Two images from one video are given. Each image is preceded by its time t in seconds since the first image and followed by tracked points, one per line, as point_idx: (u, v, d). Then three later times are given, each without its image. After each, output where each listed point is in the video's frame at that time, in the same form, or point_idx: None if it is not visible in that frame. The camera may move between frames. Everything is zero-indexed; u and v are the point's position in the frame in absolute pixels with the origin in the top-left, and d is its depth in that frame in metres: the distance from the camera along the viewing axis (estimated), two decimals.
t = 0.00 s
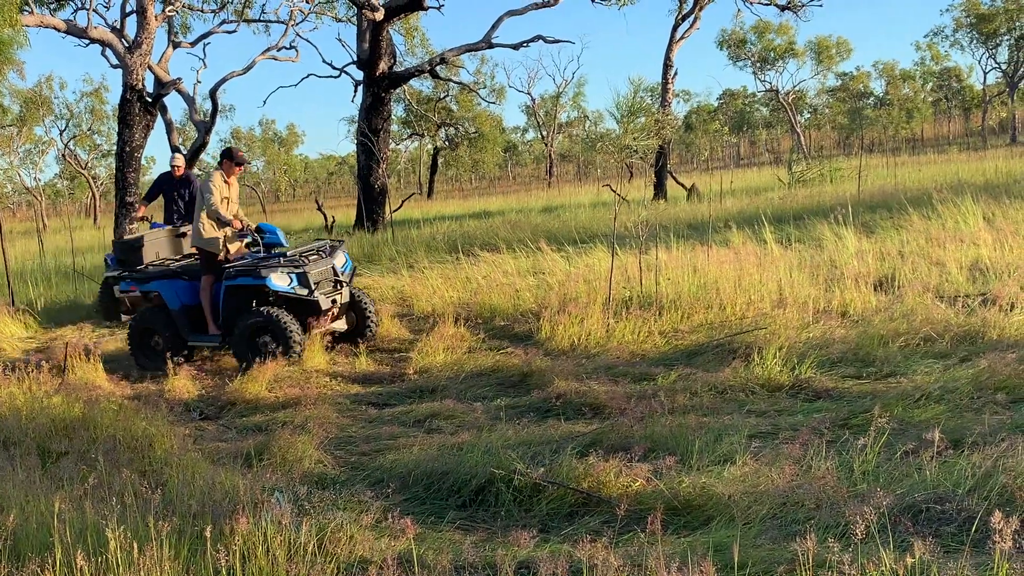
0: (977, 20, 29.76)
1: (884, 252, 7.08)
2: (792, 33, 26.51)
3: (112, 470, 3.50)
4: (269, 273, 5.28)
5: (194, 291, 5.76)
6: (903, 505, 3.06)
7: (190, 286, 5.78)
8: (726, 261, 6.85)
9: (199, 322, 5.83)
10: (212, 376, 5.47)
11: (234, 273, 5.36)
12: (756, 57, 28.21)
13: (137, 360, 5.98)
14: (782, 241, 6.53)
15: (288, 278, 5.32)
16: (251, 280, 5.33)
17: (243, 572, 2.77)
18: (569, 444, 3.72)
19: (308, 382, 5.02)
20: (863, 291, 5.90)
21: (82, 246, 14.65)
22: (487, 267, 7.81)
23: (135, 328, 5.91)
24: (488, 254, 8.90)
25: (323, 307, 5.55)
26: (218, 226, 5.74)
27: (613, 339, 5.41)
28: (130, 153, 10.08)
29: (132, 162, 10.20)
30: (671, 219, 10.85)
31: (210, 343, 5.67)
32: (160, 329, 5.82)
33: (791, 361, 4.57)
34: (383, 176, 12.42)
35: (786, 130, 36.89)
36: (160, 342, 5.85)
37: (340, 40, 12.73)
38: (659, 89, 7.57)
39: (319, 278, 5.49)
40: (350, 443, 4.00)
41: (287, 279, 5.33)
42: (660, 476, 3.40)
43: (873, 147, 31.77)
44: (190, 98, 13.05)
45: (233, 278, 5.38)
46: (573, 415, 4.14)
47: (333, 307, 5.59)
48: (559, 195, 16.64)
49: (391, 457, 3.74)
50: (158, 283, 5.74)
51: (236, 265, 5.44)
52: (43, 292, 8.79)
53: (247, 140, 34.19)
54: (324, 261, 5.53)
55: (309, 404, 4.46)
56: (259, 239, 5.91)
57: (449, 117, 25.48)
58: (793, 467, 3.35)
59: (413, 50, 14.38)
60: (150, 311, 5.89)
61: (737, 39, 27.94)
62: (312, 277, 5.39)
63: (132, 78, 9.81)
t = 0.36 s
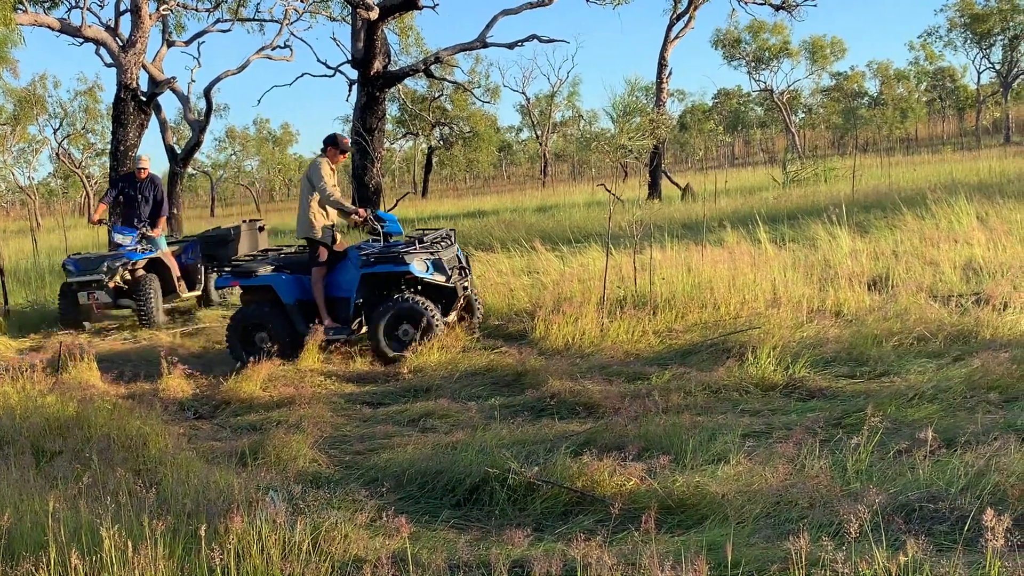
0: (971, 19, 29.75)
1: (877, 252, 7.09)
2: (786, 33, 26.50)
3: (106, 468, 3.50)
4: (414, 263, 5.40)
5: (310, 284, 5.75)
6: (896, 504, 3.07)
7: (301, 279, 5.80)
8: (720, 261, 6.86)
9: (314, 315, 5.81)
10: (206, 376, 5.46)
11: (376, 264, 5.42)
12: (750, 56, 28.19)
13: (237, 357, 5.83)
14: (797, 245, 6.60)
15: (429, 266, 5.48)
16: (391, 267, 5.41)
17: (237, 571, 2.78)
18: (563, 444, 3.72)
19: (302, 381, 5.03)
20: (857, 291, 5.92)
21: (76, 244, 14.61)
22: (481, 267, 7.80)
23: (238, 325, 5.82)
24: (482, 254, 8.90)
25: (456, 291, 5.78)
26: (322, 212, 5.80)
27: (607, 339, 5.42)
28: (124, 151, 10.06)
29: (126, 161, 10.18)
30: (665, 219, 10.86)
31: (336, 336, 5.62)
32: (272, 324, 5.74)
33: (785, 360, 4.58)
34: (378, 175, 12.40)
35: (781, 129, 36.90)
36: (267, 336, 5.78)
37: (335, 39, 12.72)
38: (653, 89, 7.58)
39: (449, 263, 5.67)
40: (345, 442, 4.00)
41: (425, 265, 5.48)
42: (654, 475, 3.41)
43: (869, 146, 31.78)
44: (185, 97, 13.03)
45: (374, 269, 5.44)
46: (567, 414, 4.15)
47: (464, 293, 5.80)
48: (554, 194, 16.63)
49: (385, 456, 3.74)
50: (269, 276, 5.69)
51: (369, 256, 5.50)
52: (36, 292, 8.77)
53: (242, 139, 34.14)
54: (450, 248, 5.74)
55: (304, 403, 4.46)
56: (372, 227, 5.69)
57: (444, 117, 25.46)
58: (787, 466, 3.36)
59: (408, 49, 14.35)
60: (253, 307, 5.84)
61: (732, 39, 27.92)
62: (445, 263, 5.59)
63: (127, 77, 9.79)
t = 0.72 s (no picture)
0: (961, 23, 29.85)
1: (865, 254, 7.14)
2: (777, 34, 26.54)
3: (93, 463, 3.49)
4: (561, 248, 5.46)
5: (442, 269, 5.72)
6: (881, 504, 3.09)
7: (432, 265, 5.76)
8: (709, 261, 6.89)
9: (446, 301, 5.76)
10: (194, 371, 5.45)
11: (526, 248, 5.43)
12: (741, 57, 28.23)
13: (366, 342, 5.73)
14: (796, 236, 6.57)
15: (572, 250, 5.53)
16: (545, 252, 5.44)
17: (224, 566, 2.78)
18: (551, 442, 3.73)
19: (291, 377, 5.02)
20: (845, 292, 5.96)
21: (63, 239, 14.51)
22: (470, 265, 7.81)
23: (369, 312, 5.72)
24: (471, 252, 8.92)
25: (592, 278, 5.89)
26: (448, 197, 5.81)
27: (595, 338, 5.43)
28: (113, 145, 10.02)
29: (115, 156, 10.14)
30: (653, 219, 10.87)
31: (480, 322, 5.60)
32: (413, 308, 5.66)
33: (772, 361, 4.60)
34: (368, 172, 12.39)
35: (773, 131, 36.97)
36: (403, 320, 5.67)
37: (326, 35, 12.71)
38: (642, 89, 7.61)
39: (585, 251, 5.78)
40: (332, 438, 4.00)
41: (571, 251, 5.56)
42: (641, 473, 3.42)
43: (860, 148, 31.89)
44: (174, 92, 12.97)
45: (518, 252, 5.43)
46: (555, 412, 4.16)
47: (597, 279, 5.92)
48: (545, 193, 16.64)
49: (373, 452, 3.75)
50: (404, 261, 5.64)
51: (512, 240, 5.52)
52: (22, 287, 8.70)
53: (233, 135, 34.00)
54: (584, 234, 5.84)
55: (292, 399, 4.45)
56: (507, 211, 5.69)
57: (435, 114, 25.44)
58: (772, 466, 3.38)
59: (400, 46, 14.34)
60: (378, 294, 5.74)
61: (723, 40, 27.95)
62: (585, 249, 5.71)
63: (116, 71, 9.74)
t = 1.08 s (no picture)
0: (952, 28, 29.94)
1: (855, 257, 7.18)
2: (768, 37, 26.60)
3: (82, 458, 3.49)
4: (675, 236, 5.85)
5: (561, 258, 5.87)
6: (870, 505, 3.10)
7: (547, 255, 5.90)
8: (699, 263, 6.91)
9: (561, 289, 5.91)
10: (184, 368, 5.44)
11: (649, 234, 5.74)
12: (731, 59, 28.28)
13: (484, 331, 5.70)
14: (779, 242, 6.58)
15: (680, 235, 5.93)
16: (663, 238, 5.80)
17: (214, 563, 2.78)
18: (540, 441, 3.73)
19: (281, 374, 5.02)
20: (834, 294, 5.99)
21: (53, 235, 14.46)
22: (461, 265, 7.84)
23: (494, 302, 5.69)
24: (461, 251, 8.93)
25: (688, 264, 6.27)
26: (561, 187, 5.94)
27: (585, 337, 5.44)
28: (104, 142, 10.00)
29: (105, 152, 10.12)
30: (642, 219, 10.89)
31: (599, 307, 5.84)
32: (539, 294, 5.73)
33: (762, 362, 4.61)
34: (359, 171, 12.40)
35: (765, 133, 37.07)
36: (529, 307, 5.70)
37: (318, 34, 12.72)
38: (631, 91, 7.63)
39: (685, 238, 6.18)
40: (322, 436, 4.00)
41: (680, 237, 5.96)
42: (630, 472, 3.43)
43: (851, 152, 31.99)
44: (165, 88, 12.94)
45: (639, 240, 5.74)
46: (544, 412, 4.16)
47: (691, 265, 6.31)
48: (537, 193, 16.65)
49: (362, 450, 3.75)
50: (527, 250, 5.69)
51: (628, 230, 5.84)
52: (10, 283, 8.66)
53: (223, 132, 33.91)
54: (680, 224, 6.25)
55: (281, 396, 4.45)
56: (613, 200, 6.03)
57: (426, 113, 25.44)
58: (761, 467, 3.38)
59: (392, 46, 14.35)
60: (496, 283, 5.74)
61: (715, 42, 27.98)
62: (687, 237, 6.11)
63: (107, 67, 9.73)
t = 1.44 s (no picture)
0: (935, 31, 30.10)
1: (838, 259, 7.27)
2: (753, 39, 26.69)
3: (65, 459, 3.48)
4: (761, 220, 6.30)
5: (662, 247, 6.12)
6: (851, 506, 3.12)
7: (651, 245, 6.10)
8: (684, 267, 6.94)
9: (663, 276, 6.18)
10: (168, 369, 5.43)
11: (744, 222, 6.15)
12: (716, 61, 28.34)
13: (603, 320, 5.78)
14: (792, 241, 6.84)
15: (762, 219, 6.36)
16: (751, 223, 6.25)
17: (197, 564, 2.78)
18: (525, 442, 3.74)
19: (265, 375, 5.02)
20: (818, 296, 6.04)
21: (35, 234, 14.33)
22: (446, 266, 7.87)
23: (620, 286, 5.82)
24: (446, 252, 8.92)
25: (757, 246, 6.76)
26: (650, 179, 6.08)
27: (571, 338, 5.46)
28: (87, 141, 9.97)
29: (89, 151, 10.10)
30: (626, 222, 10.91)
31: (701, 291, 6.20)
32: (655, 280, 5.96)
33: (745, 363, 4.63)
34: (344, 171, 12.38)
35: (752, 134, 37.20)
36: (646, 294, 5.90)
37: (303, 34, 12.68)
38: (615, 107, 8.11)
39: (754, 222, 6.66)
40: (306, 437, 4.00)
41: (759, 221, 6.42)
42: (614, 473, 3.44)
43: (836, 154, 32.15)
44: (149, 87, 12.88)
45: (735, 225, 6.13)
46: (529, 413, 4.18)
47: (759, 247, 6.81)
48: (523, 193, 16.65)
49: (347, 452, 3.75)
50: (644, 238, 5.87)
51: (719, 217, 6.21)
52: None
53: (207, 132, 33.68)
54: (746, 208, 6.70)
55: (265, 397, 4.45)
56: (695, 191, 6.29)
57: (411, 113, 25.39)
58: (745, 468, 3.40)
59: (378, 46, 14.30)
60: (614, 271, 5.93)
61: (700, 44, 28.06)
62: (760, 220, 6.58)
63: (91, 67, 9.69)
